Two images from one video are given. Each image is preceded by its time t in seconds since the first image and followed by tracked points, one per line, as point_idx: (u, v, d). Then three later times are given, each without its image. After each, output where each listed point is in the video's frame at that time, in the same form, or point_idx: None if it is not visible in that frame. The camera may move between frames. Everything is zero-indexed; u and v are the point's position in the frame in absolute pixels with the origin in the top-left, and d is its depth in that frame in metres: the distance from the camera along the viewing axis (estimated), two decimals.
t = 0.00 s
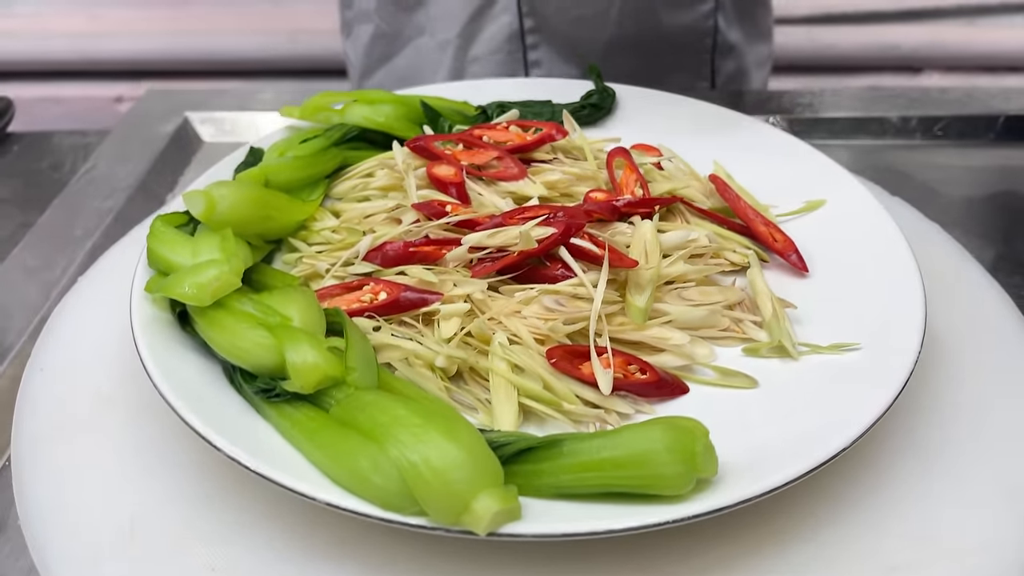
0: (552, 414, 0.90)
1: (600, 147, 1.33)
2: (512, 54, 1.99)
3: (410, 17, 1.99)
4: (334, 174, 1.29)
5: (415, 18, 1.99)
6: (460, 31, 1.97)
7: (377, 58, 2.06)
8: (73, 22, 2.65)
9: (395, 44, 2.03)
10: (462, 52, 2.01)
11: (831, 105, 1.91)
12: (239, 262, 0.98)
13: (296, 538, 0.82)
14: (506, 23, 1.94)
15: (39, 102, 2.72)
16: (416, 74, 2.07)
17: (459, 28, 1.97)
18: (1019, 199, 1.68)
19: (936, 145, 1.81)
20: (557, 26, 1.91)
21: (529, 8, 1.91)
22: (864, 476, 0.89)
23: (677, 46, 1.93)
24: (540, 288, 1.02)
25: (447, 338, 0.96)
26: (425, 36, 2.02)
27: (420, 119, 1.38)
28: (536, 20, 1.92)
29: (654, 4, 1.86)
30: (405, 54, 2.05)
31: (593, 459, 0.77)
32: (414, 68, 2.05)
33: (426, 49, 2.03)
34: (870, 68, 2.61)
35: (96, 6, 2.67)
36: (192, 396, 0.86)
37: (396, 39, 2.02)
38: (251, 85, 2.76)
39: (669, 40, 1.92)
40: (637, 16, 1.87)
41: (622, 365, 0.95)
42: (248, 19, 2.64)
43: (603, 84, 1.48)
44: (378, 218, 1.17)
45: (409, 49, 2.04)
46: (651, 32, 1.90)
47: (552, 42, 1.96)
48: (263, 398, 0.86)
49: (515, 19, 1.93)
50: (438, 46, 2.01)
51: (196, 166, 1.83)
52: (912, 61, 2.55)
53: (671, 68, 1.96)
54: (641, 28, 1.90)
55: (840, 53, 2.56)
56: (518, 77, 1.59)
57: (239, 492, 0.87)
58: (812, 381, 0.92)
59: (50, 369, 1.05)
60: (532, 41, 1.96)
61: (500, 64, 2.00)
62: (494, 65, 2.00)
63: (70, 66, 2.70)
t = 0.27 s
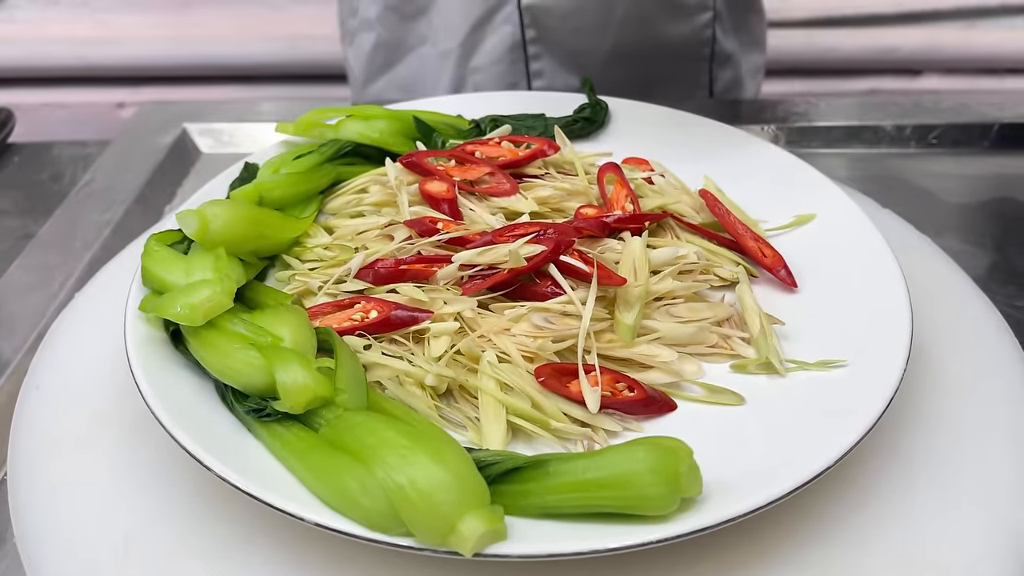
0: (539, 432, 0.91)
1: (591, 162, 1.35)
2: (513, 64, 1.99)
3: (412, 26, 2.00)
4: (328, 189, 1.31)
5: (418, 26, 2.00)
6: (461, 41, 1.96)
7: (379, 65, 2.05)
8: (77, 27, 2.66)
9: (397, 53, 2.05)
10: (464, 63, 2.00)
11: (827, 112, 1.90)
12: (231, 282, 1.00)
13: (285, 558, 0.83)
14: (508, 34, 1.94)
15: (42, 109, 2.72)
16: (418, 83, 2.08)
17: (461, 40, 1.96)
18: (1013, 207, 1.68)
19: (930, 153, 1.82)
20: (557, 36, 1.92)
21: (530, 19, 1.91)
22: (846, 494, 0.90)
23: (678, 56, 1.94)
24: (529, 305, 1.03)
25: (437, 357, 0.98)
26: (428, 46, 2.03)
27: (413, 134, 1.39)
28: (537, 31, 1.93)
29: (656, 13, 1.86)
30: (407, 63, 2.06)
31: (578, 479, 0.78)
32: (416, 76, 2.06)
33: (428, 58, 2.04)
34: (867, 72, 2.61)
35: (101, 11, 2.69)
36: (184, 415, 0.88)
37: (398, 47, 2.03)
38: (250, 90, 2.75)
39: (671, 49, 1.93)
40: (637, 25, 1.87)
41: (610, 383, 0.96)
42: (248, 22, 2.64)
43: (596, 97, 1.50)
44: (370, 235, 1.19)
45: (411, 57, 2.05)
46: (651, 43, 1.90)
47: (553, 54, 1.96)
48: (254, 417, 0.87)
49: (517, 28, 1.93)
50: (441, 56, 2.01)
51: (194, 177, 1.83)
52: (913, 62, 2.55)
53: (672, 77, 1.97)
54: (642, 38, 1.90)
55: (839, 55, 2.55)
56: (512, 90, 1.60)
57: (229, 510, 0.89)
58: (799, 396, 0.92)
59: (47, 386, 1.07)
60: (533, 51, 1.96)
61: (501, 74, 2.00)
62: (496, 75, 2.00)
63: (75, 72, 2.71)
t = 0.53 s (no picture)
0: (548, 443, 0.89)
1: (600, 165, 1.33)
2: (502, 58, 1.93)
3: (405, 15, 1.89)
4: (333, 194, 1.29)
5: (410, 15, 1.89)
6: (448, 34, 1.89)
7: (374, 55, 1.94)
8: (80, 29, 2.62)
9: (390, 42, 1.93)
10: (449, 57, 1.93)
11: (835, 113, 1.87)
12: (235, 290, 0.98)
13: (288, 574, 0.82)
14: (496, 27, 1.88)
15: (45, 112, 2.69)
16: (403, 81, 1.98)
17: (447, 33, 1.90)
18: None
19: (941, 154, 1.79)
20: (547, 32, 1.85)
21: (519, 13, 1.85)
22: (862, 506, 0.88)
23: (669, 56, 1.88)
24: (537, 313, 1.01)
25: (444, 366, 0.96)
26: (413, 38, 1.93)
27: (418, 136, 1.37)
28: (527, 24, 1.86)
29: (647, 12, 1.81)
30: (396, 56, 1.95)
31: (590, 494, 0.76)
32: (405, 68, 1.95)
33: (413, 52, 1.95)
34: (875, 70, 2.58)
35: (104, 14, 2.64)
36: (186, 426, 0.86)
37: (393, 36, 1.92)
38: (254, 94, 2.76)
39: (663, 51, 1.87)
40: (627, 25, 1.82)
41: (620, 393, 0.94)
42: (249, 24, 2.60)
43: (603, 99, 1.48)
44: (376, 240, 1.17)
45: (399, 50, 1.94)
46: (641, 45, 1.85)
47: (541, 47, 1.90)
48: (258, 429, 0.86)
49: (506, 21, 1.87)
50: (426, 50, 1.93)
51: (197, 181, 1.81)
52: (920, 61, 2.51)
53: (663, 79, 1.92)
54: (631, 38, 1.85)
55: (845, 56, 2.53)
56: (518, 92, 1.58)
57: (231, 525, 0.87)
58: (815, 406, 0.90)
59: (47, 396, 1.05)
60: (522, 45, 1.90)
61: (488, 68, 1.94)
62: (482, 70, 1.93)
63: (80, 74, 2.70)
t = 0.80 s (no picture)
0: (548, 436, 0.84)
1: (603, 151, 1.30)
2: (486, 38, 1.84)
3: None
4: (327, 181, 1.27)
5: None
6: (430, 12, 1.81)
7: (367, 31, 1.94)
8: (78, 26, 2.53)
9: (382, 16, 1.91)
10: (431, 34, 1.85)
11: (843, 102, 1.82)
12: (221, 277, 0.94)
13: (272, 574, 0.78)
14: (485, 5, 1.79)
15: (42, 107, 2.63)
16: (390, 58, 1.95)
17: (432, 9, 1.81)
18: None
19: (951, 143, 1.74)
20: (535, 15, 1.78)
21: None
22: (879, 500, 0.83)
23: (661, 46, 1.83)
24: (537, 301, 0.97)
25: (440, 356, 0.92)
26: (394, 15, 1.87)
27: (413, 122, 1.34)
28: (515, 4, 1.77)
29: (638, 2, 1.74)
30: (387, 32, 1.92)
31: (593, 489, 0.71)
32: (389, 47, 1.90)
33: (395, 29, 1.89)
34: (882, 62, 2.52)
35: (102, 10, 2.57)
36: (168, 418, 0.82)
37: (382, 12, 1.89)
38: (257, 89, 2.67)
39: (655, 40, 1.82)
40: (617, 10, 1.74)
41: (625, 382, 0.89)
42: (252, 21, 2.56)
43: (605, 84, 1.43)
44: (370, 228, 1.12)
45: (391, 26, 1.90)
46: (634, 31, 1.78)
47: (529, 29, 1.82)
48: (243, 422, 0.82)
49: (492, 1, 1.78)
50: (406, 26, 1.86)
51: (192, 172, 1.77)
52: (927, 54, 2.46)
53: (653, 69, 1.88)
54: (623, 24, 1.78)
55: (852, 48, 2.46)
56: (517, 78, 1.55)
57: (214, 522, 0.83)
58: (830, 398, 0.85)
59: (28, 390, 1.02)
60: (508, 27, 1.81)
61: (472, 47, 1.86)
62: (466, 49, 1.85)
63: (76, 71, 2.57)
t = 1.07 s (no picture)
0: (543, 434, 0.84)
1: (601, 147, 1.29)
2: (491, 35, 1.83)
3: None
4: (323, 177, 1.26)
5: None
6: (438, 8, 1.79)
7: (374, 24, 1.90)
8: (78, 25, 2.52)
9: (388, 10, 1.86)
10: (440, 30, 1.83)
11: (847, 97, 1.80)
12: (214, 275, 0.93)
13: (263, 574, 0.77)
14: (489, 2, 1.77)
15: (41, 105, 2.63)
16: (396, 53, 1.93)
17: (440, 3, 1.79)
18: None
19: (954, 139, 1.73)
20: (539, 11, 1.77)
21: None
22: (879, 499, 0.83)
23: (667, 43, 1.82)
24: (532, 298, 0.96)
25: (434, 354, 0.91)
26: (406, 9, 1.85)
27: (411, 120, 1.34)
28: (518, 2, 1.76)
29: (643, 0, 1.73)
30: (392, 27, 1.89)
31: (587, 488, 0.70)
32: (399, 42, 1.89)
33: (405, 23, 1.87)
34: (885, 58, 2.51)
35: (103, 7, 2.56)
36: (159, 416, 0.81)
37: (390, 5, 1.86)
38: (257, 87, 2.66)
39: (660, 38, 1.81)
40: (621, 8, 1.73)
41: (620, 380, 0.89)
42: (252, 18, 2.55)
43: (604, 80, 1.43)
44: (366, 224, 1.12)
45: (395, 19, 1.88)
46: (639, 28, 1.77)
47: (533, 27, 1.81)
48: (235, 420, 0.81)
49: None
50: (417, 22, 1.84)
51: (190, 170, 1.77)
52: (931, 50, 2.44)
53: (658, 67, 1.87)
54: (628, 22, 1.77)
55: (855, 45, 2.45)
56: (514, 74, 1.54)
57: (206, 522, 0.82)
58: (828, 396, 0.84)
59: (22, 389, 1.01)
60: (512, 24, 1.80)
61: (478, 45, 1.85)
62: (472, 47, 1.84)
63: (76, 69, 2.55)
